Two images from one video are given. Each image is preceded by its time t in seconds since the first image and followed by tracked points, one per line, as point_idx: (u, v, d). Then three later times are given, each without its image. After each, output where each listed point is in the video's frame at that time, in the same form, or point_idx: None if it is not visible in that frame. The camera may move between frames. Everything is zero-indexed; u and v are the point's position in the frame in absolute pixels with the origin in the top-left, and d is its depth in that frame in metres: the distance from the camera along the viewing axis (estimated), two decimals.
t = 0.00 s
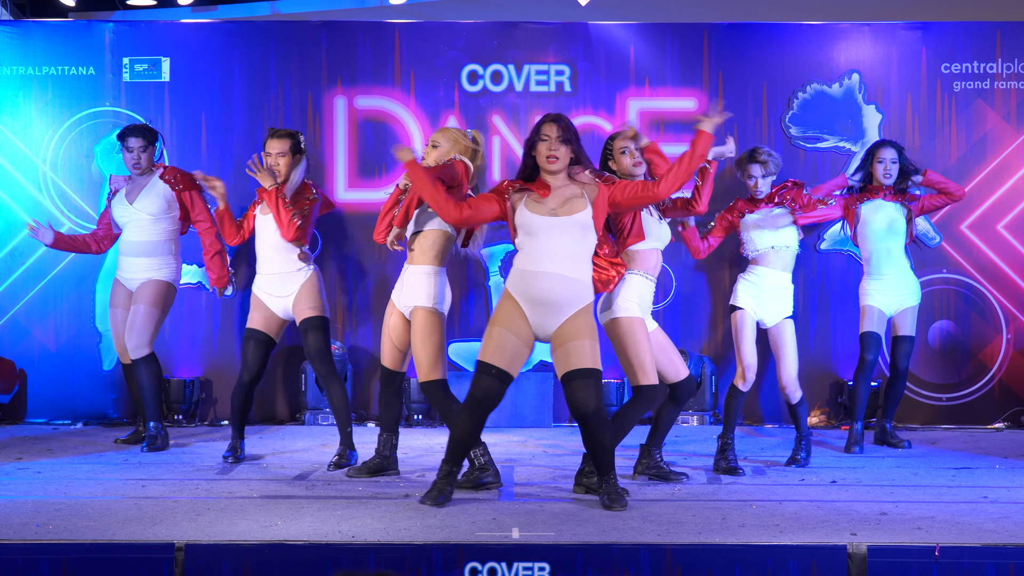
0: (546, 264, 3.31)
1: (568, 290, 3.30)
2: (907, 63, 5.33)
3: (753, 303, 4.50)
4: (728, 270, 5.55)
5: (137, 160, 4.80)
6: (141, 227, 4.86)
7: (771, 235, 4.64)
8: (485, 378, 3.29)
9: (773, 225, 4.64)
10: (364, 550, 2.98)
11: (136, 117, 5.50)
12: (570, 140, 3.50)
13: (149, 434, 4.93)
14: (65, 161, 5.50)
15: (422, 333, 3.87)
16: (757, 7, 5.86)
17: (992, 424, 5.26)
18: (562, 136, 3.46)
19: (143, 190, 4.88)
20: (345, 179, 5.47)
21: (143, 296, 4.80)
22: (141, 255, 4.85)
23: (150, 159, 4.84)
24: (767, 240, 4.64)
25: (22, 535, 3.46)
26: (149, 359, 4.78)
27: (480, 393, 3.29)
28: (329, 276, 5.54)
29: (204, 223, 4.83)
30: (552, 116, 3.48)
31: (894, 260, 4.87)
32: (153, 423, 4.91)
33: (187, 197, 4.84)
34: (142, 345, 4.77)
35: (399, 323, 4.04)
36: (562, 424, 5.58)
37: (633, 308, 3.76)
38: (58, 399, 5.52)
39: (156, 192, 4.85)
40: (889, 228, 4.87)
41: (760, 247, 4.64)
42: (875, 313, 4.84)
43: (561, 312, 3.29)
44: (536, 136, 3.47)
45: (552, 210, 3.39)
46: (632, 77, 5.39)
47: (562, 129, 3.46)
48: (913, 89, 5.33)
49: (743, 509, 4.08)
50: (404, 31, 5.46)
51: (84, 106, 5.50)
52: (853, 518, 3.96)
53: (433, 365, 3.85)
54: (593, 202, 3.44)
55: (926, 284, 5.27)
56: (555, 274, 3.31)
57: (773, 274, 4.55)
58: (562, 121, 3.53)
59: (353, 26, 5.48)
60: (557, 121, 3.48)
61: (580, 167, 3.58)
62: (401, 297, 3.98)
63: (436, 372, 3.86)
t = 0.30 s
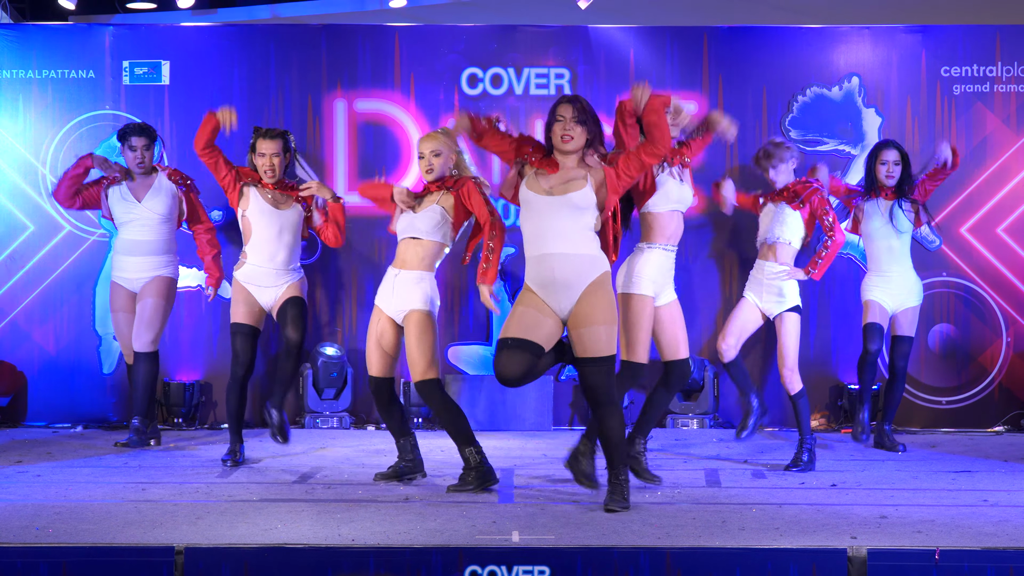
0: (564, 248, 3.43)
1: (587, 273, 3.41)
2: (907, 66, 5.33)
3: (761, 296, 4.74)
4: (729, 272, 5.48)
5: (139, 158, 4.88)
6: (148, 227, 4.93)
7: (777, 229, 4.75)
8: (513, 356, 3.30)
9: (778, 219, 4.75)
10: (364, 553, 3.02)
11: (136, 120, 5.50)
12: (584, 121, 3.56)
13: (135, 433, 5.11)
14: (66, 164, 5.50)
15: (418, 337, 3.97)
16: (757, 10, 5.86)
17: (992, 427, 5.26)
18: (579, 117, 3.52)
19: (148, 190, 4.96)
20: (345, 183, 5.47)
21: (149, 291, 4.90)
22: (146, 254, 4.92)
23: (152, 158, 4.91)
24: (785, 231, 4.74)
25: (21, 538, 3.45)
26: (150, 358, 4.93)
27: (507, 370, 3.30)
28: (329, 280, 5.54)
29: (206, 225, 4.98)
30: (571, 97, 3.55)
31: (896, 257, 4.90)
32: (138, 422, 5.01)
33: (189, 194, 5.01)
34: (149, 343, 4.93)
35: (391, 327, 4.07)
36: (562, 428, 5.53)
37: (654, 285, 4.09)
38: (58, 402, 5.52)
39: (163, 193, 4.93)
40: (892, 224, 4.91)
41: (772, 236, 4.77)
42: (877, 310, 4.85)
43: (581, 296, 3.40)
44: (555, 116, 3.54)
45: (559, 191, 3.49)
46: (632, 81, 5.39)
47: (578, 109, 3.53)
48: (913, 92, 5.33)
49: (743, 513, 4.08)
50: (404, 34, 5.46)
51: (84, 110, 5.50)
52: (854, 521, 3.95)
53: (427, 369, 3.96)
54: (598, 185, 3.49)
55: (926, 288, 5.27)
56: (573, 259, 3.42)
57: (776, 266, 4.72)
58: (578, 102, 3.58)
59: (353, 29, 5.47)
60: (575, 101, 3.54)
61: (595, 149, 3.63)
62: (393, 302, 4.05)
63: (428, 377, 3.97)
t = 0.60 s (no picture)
0: (540, 270, 3.40)
1: (566, 291, 3.40)
2: (905, 72, 5.37)
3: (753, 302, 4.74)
4: (727, 275, 5.49)
5: (141, 167, 4.84)
6: (146, 238, 4.89)
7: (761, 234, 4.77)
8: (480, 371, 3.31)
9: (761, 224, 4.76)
10: (366, 556, 3.15)
11: (139, 126, 5.54)
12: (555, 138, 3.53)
13: (131, 445, 4.96)
14: (69, 169, 5.54)
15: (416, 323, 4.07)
16: (755, 16, 5.90)
17: (989, 431, 5.30)
18: (549, 133, 3.49)
19: (148, 200, 4.91)
20: (347, 188, 5.52)
21: (152, 308, 4.86)
22: (145, 267, 4.88)
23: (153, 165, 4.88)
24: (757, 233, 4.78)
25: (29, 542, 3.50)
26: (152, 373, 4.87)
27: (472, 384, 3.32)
28: (331, 284, 5.58)
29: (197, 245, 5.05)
30: (541, 113, 3.52)
31: (892, 260, 4.96)
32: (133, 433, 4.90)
33: (182, 208, 5.02)
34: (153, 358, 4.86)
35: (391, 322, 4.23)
36: (562, 431, 5.58)
37: (692, 301, 4.13)
38: (61, 406, 5.57)
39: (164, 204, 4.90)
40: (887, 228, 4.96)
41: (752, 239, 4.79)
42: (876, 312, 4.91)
43: (560, 315, 3.40)
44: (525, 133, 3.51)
45: (530, 212, 3.45)
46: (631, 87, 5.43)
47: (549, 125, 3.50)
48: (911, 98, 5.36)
49: (741, 516, 4.13)
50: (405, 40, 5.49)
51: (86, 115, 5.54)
52: (851, 525, 4.03)
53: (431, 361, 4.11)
54: (571, 205, 3.47)
55: (923, 292, 5.30)
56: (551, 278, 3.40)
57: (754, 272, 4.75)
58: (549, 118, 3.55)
59: (355, 35, 5.51)
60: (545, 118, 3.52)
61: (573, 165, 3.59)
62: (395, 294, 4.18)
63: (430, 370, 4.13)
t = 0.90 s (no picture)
0: (444, 271, 3.49)
1: (464, 296, 3.48)
2: (889, 86, 5.60)
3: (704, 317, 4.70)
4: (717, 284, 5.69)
5: (160, 178, 4.99)
6: (165, 245, 5.10)
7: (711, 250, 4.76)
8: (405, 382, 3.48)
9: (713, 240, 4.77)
10: (371, 551, 3.37)
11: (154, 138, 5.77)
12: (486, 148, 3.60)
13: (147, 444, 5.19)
14: (87, 179, 5.77)
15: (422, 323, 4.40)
16: (746, 33, 6.15)
17: (969, 431, 5.53)
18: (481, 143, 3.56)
19: (169, 209, 5.12)
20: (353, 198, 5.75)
21: (172, 316, 5.11)
22: (162, 273, 5.09)
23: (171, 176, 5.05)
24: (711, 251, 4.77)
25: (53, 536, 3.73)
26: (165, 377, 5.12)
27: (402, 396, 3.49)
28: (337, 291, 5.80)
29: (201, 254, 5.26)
30: (478, 120, 3.57)
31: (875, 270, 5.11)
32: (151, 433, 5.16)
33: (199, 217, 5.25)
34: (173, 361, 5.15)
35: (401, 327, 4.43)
36: (559, 431, 5.72)
37: (757, 323, 4.05)
38: (79, 407, 5.79)
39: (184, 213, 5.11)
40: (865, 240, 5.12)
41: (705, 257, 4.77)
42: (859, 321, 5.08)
43: (452, 316, 3.48)
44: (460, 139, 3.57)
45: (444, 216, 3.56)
46: (626, 101, 5.66)
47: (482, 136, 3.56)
48: (895, 111, 5.59)
49: (730, 512, 4.35)
50: (410, 56, 5.73)
51: (104, 128, 5.78)
52: (835, 521, 4.15)
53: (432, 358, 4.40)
54: (487, 216, 3.53)
55: (906, 298, 5.53)
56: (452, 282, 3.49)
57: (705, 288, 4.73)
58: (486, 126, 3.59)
59: (361, 52, 5.74)
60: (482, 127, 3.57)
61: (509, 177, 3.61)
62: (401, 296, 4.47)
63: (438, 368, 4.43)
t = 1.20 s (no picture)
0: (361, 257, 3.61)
1: (370, 281, 3.55)
2: (868, 103, 5.92)
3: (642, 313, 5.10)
4: (705, 291, 6.01)
5: (183, 185, 5.25)
6: (192, 247, 5.33)
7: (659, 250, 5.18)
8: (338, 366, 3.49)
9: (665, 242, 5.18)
10: (378, 541, 3.47)
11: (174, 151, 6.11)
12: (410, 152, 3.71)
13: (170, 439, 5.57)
14: (111, 190, 6.12)
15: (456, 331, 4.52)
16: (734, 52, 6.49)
17: (944, 428, 5.86)
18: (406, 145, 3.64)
19: (198, 214, 5.36)
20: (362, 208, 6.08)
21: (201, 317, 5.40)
22: (184, 276, 5.31)
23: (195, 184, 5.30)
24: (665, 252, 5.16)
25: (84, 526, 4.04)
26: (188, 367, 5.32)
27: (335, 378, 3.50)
28: (347, 296, 6.13)
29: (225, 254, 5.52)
30: (406, 122, 3.64)
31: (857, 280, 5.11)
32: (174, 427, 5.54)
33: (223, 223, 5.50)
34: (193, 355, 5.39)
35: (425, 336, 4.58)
36: (557, 428, 6.06)
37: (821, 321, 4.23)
38: (103, 405, 6.13)
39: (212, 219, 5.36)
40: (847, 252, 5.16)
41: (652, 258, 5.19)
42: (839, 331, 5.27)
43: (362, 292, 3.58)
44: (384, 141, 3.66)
45: (366, 211, 3.64)
46: (619, 117, 6.00)
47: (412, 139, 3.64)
48: (873, 126, 5.92)
49: (716, 504, 4.68)
50: (415, 74, 6.07)
51: (126, 143, 6.12)
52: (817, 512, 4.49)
53: (456, 365, 4.54)
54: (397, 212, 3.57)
55: (883, 302, 5.86)
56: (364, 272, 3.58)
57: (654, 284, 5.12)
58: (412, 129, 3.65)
59: (369, 70, 6.08)
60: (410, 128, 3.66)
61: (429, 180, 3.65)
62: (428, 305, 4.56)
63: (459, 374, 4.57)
